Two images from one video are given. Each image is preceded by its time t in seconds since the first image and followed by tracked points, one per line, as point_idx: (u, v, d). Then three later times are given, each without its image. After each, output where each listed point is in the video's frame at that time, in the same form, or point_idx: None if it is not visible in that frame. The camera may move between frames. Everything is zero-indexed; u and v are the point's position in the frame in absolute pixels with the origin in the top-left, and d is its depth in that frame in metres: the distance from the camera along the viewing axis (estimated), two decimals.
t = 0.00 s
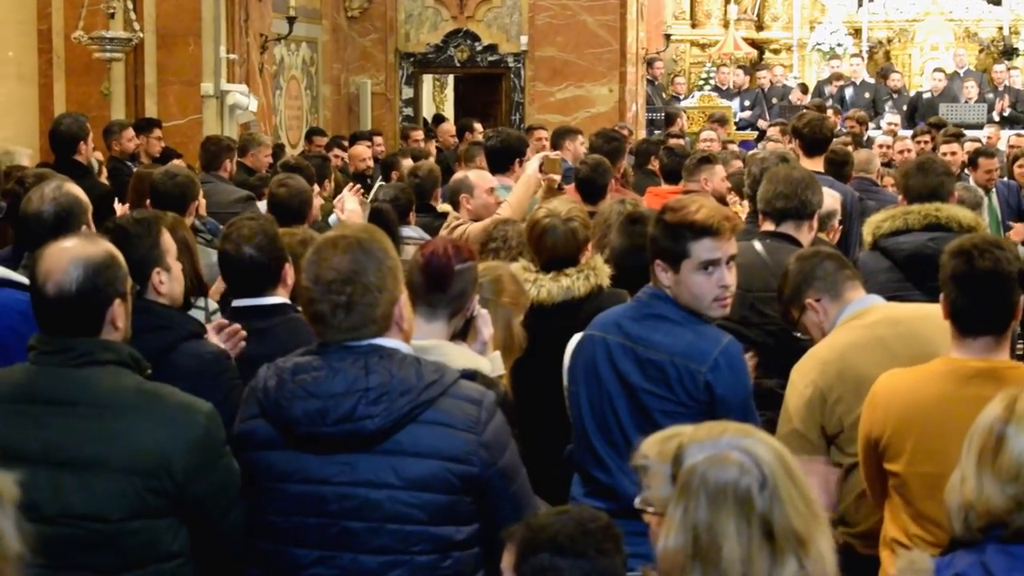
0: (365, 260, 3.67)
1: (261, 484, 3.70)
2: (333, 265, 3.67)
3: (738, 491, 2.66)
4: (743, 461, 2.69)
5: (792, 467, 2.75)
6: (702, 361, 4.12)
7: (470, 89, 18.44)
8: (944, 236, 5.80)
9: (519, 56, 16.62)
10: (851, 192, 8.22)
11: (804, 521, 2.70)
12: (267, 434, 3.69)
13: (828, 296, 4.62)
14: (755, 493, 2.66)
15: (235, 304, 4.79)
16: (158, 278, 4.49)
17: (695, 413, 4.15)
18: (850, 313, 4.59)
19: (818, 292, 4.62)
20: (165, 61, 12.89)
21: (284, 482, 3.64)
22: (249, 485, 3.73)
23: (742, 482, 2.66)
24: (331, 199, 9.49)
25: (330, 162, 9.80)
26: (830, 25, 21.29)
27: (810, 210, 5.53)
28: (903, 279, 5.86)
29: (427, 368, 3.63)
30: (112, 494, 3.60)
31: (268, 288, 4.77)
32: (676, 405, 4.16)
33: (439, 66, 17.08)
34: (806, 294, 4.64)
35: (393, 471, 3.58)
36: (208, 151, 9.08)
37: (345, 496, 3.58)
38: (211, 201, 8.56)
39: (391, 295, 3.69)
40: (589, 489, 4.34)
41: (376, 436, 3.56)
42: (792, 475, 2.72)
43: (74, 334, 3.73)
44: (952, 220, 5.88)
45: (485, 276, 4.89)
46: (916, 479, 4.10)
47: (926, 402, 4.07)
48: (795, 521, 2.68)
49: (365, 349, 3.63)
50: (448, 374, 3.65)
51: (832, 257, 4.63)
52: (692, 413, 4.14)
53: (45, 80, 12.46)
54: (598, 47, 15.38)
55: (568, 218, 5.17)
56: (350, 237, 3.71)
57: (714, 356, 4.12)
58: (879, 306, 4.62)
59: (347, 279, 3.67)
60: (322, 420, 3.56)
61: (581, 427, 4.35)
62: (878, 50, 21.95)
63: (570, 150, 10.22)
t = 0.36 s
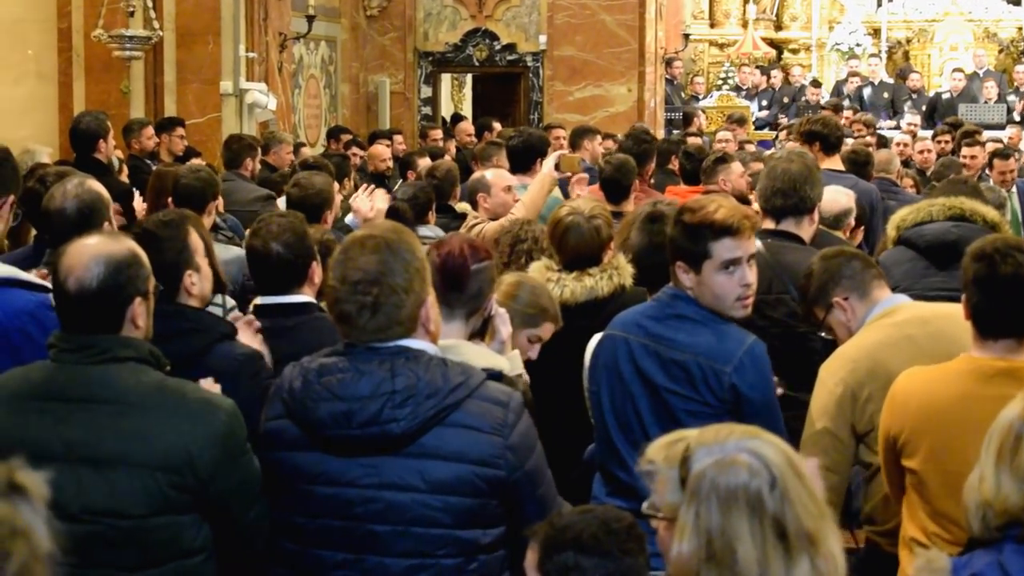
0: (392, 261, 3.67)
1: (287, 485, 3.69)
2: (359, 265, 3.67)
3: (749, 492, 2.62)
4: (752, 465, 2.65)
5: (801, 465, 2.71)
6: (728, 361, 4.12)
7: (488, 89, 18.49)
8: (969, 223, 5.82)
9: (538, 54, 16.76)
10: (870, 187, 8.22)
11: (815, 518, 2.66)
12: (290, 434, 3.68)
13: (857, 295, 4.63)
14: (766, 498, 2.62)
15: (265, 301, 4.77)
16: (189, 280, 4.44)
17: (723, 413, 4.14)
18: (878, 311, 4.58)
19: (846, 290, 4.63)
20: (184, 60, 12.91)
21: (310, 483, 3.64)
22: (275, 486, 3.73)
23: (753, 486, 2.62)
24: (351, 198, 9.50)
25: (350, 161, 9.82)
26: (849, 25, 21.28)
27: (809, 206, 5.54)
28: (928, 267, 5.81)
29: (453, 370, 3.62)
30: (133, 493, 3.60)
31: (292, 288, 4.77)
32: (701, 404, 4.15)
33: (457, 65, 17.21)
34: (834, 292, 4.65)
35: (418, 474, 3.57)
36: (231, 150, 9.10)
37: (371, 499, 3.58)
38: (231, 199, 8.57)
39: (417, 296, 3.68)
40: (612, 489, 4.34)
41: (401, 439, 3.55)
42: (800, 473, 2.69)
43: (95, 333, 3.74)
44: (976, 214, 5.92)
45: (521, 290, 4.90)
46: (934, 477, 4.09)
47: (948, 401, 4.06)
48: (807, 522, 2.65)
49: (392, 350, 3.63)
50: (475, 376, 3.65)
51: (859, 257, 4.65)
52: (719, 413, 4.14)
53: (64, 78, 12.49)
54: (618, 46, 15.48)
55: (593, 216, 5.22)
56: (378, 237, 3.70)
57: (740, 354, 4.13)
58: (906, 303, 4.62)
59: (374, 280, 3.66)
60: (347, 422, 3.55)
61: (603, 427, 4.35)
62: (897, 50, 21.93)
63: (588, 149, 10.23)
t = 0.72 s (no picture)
0: (414, 258, 3.65)
1: (310, 482, 3.68)
2: (379, 263, 3.66)
3: (754, 476, 2.66)
4: (755, 455, 2.68)
5: (804, 454, 2.75)
6: (768, 360, 4.13)
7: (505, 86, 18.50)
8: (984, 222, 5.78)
9: (555, 53, 17.07)
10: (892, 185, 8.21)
11: (821, 502, 2.69)
12: (312, 432, 3.67)
13: (869, 295, 4.60)
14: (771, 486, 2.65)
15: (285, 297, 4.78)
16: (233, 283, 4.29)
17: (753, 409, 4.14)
18: (895, 311, 4.57)
19: (858, 291, 4.60)
20: (203, 57, 12.91)
21: (332, 481, 3.63)
22: (297, 482, 3.72)
23: (758, 473, 2.66)
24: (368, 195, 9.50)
25: (367, 158, 9.81)
26: (867, 23, 21.25)
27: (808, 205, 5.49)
28: (944, 267, 5.81)
29: (475, 366, 3.61)
30: (155, 488, 3.59)
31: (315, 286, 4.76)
32: (740, 403, 4.14)
33: (474, 62, 17.52)
34: (846, 293, 4.61)
35: (442, 472, 3.57)
36: (251, 146, 9.09)
37: (395, 496, 3.57)
38: (249, 196, 8.57)
39: (439, 294, 3.67)
40: (638, 488, 4.33)
41: (425, 436, 3.54)
42: (806, 462, 2.72)
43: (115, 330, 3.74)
44: (993, 213, 5.87)
45: (543, 293, 4.89)
46: (952, 473, 4.08)
47: (962, 396, 4.04)
48: (813, 505, 2.67)
49: (414, 347, 3.61)
50: (497, 372, 3.64)
51: (867, 257, 4.63)
52: (756, 412, 4.13)
53: (83, 75, 12.51)
54: (635, 43, 15.72)
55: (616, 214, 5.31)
56: (398, 234, 3.69)
57: (780, 353, 4.13)
58: (920, 302, 4.60)
59: (396, 277, 3.65)
60: (371, 420, 3.54)
61: (625, 427, 4.34)
62: (915, 49, 21.88)
63: (604, 147, 10.21)
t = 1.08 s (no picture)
0: (447, 253, 3.63)
1: (334, 477, 3.69)
2: (414, 254, 3.64)
3: (790, 458, 2.72)
4: (784, 440, 2.74)
5: (839, 442, 2.81)
6: (802, 355, 4.11)
7: (524, 80, 18.52)
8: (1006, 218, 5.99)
9: (577, 46, 17.36)
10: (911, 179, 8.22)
11: (856, 481, 2.74)
12: (337, 425, 3.67)
13: (958, 293, 4.50)
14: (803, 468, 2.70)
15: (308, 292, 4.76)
16: (257, 275, 4.29)
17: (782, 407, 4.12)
18: (983, 311, 4.46)
19: (947, 288, 4.51)
20: (224, 50, 12.93)
21: (356, 475, 3.64)
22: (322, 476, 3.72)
23: (792, 457, 2.72)
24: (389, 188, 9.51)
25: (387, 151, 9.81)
26: (890, 17, 21.20)
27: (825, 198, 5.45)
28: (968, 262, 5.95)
29: (503, 364, 3.59)
30: (177, 480, 3.59)
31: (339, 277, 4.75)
32: (773, 399, 4.12)
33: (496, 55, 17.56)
34: (935, 289, 4.52)
35: (465, 470, 3.56)
36: (272, 139, 9.09)
37: (415, 492, 3.57)
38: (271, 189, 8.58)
39: (470, 290, 3.65)
40: (664, 483, 4.33)
41: (449, 433, 3.54)
42: (840, 447, 2.78)
43: (135, 321, 3.73)
44: (1011, 206, 6.07)
45: (563, 287, 4.88)
46: (979, 469, 4.07)
47: (988, 391, 4.02)
48: (848, 482, 2.72)
49: (441, 344, 3.61)
50: (524, 371, 3.62)
51: (955, 254, 4.54)
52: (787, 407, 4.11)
53: (105, 68, 12.51)
54: (656, 38, 15.76)
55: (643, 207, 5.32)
56: (436, 227, 3.67)
57: (812, 348, 4.11)
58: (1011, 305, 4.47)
59: (428, 270, 3.63)
60: (395, 415, 3.54)
61: (651, 422, 4.33)
62: (937, 43, 21.80)
63: (625, 141, 10.19)
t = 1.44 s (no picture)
0: (488, 249, 3.63)
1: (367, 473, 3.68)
2: (455, 249, 3.65)
3: (846, 456, 2.65)
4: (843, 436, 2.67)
5: (896, 436, 2.74)
6: (834, 352, 4.10)
7: (550, 76, 18.52)
8: None
9: (605, 43, 17.44)
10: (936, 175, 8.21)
11: (912, 482, 2.67)
12: (371, 421, 3.66)
13: None
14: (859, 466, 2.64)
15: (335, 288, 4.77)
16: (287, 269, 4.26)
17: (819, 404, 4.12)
18: None
19: None
20: (252, 48, 12.96)
21: (389, 473, 3.63)
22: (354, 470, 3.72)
23: (848, 454, 2.65)
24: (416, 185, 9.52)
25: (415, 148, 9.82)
26: (919, 12, 21.14)
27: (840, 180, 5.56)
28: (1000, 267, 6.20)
29: (538, 364, 3.59)
30: (208, 476, 3.59)
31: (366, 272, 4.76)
32: (807, 396, 4.11)
33: (523, 53, 17.95)
34: None
35: (499, 470, 3.56)
36: (298, 137, 9.10)
37: (448, 491, 3.57)
38: (299, 185, 8.59)
39: (509, 288, 3.64)
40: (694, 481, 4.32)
41: (485, 432, 3.53)
42: (896, 443, 2.71)
43: (166, 320, 3.74)
44: None
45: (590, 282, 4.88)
46: (1014, 468, 4.06)
47: None
48: (904, 482, 2.65)
49: (477, 342, 3.60)
50: (559, 371, 3.61)
51: None
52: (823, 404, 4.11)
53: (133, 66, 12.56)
54: (683, 34, 15.78)
55: (672, 202, 5.31)
56: (477, 223, 3.67)
57: (845, 342, 4.11)
58: None
59: (467, 265, 3.63)
60: (431, 413, 3.54)
61: (683, 419, 4.32)
62: (966, 39, 21.68)
63: (652, 138, 10.18)
